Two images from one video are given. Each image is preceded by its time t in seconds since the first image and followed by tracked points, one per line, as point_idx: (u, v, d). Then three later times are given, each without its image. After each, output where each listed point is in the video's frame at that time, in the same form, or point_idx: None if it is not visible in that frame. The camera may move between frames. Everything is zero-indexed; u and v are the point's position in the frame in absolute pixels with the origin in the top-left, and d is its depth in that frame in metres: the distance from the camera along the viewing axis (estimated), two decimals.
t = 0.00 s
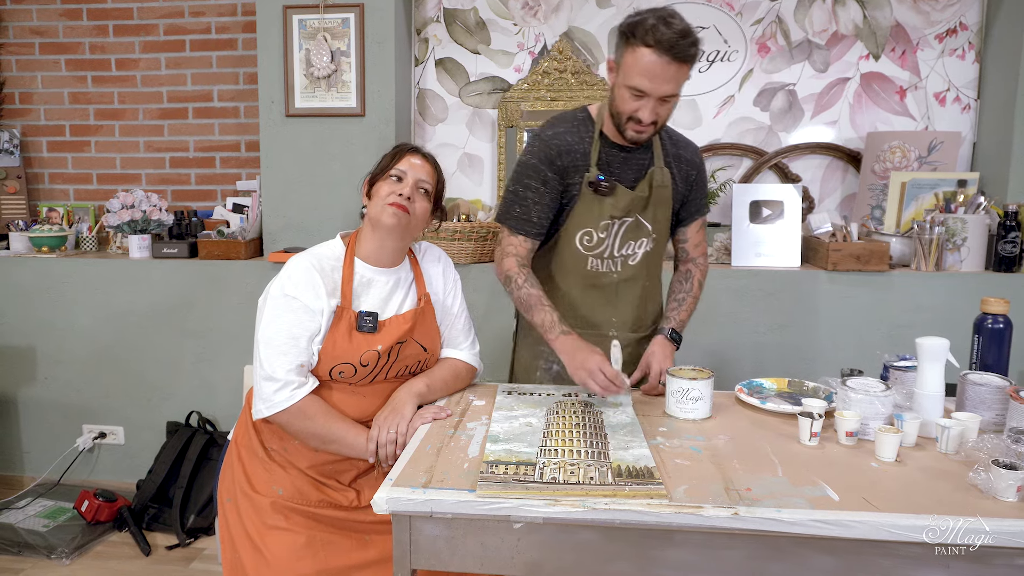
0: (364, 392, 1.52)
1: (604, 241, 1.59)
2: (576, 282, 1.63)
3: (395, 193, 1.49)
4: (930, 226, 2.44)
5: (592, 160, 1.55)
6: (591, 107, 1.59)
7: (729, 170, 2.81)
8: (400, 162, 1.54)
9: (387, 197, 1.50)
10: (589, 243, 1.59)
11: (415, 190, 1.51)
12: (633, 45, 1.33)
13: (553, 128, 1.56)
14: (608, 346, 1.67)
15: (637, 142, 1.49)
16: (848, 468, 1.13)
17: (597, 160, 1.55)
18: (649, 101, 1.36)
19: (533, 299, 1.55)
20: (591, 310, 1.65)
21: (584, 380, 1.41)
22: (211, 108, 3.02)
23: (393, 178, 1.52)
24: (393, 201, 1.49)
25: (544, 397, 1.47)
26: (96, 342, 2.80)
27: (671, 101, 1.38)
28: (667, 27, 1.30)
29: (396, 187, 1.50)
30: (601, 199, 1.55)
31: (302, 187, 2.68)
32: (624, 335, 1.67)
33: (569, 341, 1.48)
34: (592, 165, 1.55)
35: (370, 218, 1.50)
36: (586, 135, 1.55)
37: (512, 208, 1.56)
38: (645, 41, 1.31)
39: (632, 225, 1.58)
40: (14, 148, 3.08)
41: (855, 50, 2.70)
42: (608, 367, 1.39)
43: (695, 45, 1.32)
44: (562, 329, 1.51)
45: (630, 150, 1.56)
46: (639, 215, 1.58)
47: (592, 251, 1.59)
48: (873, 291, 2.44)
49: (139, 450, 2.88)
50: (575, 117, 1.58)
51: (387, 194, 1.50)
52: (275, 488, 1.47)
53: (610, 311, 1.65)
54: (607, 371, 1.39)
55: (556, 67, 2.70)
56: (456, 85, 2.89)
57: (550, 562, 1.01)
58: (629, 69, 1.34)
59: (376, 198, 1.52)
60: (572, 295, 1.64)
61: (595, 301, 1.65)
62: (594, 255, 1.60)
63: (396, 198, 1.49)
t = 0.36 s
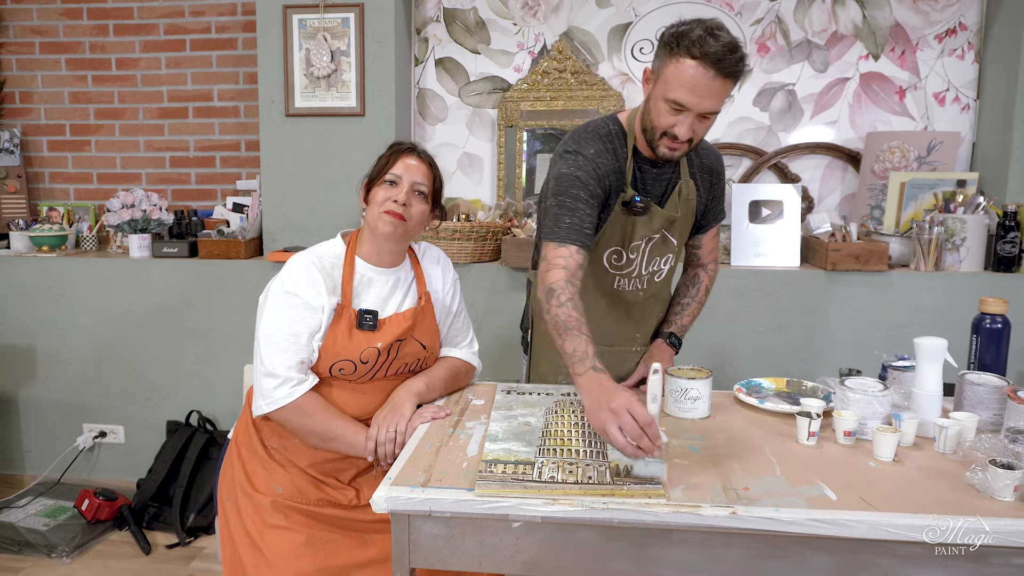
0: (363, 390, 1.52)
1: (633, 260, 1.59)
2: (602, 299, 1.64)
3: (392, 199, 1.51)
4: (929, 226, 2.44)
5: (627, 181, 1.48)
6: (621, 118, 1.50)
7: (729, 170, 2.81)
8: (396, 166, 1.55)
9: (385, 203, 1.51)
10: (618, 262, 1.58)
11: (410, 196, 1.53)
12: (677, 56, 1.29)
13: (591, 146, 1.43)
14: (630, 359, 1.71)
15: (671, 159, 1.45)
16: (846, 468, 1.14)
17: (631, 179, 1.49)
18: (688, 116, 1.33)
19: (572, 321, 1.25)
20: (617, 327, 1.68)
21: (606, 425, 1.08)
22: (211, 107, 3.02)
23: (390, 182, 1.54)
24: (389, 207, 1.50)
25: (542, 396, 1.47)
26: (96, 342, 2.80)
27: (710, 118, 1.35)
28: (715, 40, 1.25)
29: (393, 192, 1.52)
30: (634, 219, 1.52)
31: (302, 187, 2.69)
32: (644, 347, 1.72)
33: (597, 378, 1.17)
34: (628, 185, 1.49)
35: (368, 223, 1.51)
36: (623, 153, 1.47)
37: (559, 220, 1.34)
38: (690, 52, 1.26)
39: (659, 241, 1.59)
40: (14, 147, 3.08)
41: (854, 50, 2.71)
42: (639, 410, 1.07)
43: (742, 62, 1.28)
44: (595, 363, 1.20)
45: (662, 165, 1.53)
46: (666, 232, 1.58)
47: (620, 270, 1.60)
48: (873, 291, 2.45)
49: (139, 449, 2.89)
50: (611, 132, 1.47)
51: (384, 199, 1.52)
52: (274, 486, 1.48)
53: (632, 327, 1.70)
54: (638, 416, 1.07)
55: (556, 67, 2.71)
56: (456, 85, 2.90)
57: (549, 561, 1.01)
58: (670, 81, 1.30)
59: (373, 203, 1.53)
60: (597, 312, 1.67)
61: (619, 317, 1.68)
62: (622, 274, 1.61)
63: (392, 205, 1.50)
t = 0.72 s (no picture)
0: (364, 391, 1.52)
1: (631, 259, 1.60)
2: (600, 297, 1.66)
3: (396, 207, 1.50)
4: (930, 226, 2.44)
5: (624, 179, 1.49)
6: (621, 118, 1.52)
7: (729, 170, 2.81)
8: (402, 173, 1.54)
9: (388, 210, 1.50)
10: (616, 261, 1.59)
11: (415, 205, 1.51)
12: (676, 63, 1.29)
13: (588, 144, 1.45)
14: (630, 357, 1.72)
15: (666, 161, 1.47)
16: (846, 467, 1.14)
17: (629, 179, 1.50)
18: (684, 123, 1.33)
19: (556, 316, 1.30)
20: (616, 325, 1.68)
21: (594, 399, 1.13)
22: (211, 107, 3.02)
23: (395, 190, 1.54)
24: (392, 216, 1.49)
25: (543, 395, 1.47)
26: (97, 342, 2.80)
27: (706, 125, 1.36)
28: (715, 48, 1.25)
29: (397, 200, 1.51)
30: (631, 218, 1.53)
31: (302, 187, 2.69)
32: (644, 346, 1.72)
33: (584, 366, 1.21)
34: (624, 185, 1.50)
35: (373, 230, 1.51)
36: (620, 152, 1.48)
37: (549, 219, 1.38)
38: (689, 60, 1.27)
39: (658, 241, 1.60)
40: (14, 146, 3.08)
41: (855, 50, 2.71)
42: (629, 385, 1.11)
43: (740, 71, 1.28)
44: (581, 354, 1.25)
45: (661, 165, 1.53)
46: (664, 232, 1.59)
47: (617, 269, 1.61)
48: (873, 291, 2.45)
49: (140, 449, 2.89)
50: (610, 129, 1.49)
51: (388, 207, 1.51)
52: (275, 486, 1.48)
53: (632, 325, 1.70)
54: (627, 390, 1.11)
55: (556, 67, 2.71)
56: (457, 85, 2.90)
57: (549, 560, 1.01)
58: (668, 87, 1.31)
59: (377, 210, 1.52)
60: (597, 310, 1.67)
61: (619, 315, 1.68)
62: (620, 272, 1.61)
63: (396, 213, 1.50)
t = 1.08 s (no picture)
0: (364, 392, 1.52)
1: (605, 245, 1.61)
2: (575, 281, 1.65)
3: (389, 215, 1.48)
4: (930, 226, 2.44)
5: (596, 166, 1.57)
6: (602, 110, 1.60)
7: (729, 170, 2.81)
8: (396, 177, 1.52)
9: (381, 217, 1.49)
10: (590, 245, 1.62)
11: (408, 211, 1.49)
12: (645, 53, 1.35)
13: (558, 131, 1.58)
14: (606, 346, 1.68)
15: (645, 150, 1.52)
16: (846, 467, 1.13)
17: (601, 165, 1.57)
18: (657, 111, 1.39)
19: (517, 277, 1.66)
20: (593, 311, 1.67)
21: (567, 343, 1.54)
22: (211, 107, 3.02)
23: (389, 195, 1.51)
24: (384, 222, 1.48)
25: (543, 395, 1.47)
26: (97, 342, 2.81)
27: (678, 112, 1.41)
28: (681, 37, 1.32)
29: (391, 206, 1.49)
30: (601, 203, 1.58)
31: (302, 186, 2.69)
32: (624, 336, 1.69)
33: (552, 314, 1.59)
34: (594, 170, 1.57)
35: (368, 236, 1.50)
36: (591, 140, 1.57)
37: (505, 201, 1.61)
38: (657, 50, 1.33)
39: (635, 230, 1.61)
40: (14, 146, 3.08)
41: (855, 50, 2.71)
42: (591, 332, 1.53)
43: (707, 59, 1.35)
44: (542, 306, 1.62)
45: (638, 155, 1.58)
46: (639, 219, 1.60)
47: (592, 254, 1.62)
48: (873, 290, 2.45)
49: (140, 449, 2.89)
50: (584, 119, 1.59)
51: (382, 214, 1.49)
52: (275, 486, 1.48)
53: (612, 314, 1.68)
54: (591, 336, 1.52)
55: (556, 67, 2.71)
56: (457, 85, 2.90)
57: (549, 560, 1.01)
58: (639, 77, 1.37)
59: (372, 215, 1.51)
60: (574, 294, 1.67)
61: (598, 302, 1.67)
62: (595, 257, 1.63)
63: (388, 221, 1.48)
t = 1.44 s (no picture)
0: (364, 391, 1.53)
1: (620, 255, 1.60)
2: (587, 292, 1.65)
3: (385, 214, 1.50)
4: (930, 226, 2.44)
5: (613, 175, 1.52)
6: (612, 115, 1.56)
7: (729, 170, 2.81)
8: (393, 177, 1.53)
9: (377, 216, 1.50)
10: (604, 256, 1.60)
11: (404, 210, 1.50)
12: (661, 48, 1.33)
13: (575, 140, 1.51)
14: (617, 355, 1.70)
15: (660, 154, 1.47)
16: (847, 467, 1.13)
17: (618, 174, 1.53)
18: (673, 107, 1.36)
19: (531, 304, 1.37)
20: (604, 320, 1.68)
21: (571, 400, 1.18)
22: (212, 107, 3.02)
23: (386, 195, 1.53)
24: (381, 224, 1.49)
25: (543, 395, 1.47)
26: (97, 342, 2.81)
27: (695, 110, 1.38)
28: (697, 33, 1.30)
29: (388, 206, 1.51)
30: (619, 214, 1.55)
31: (302, 186, 2.69)
32: (633, 344, 1.71)
33: (557, 353, 1.27)
34: (613, 180, 1.53)
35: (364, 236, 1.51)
36: (608, 147, 1.52)
37: (529, 216, 1.46)
38: (674, 44, 1.31)
39: (648, 238, 1.60)
40: (15, 146, 3.08)
41: (856, 50, 2.70)
42: (603, 385, 1.16)
43: (724, 55, 1.33)
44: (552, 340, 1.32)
45: (650, 163, 1.56)
46: (654, 228, 1.59)
47: (606, 265, 1.61)
48: (873, 290, 2.45)
49: (140, 448, 2.89)
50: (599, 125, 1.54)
51: (379, 213, 1.51)
52: (277, 479, 1.48)
53: (622, 322, 1.69)
54: (602, 390, 1.15)
55: (557, 67, 2.72)
56: (458, 85, 2.90)
57: (550, 560, 1.01)
58: (654, 72, 1.34)
59: (369, 215, 1.53)
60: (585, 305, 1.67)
61: (608, 310, 1.67)
62: (609, 268, 1.62)
63: (384, 220, 1.49)
